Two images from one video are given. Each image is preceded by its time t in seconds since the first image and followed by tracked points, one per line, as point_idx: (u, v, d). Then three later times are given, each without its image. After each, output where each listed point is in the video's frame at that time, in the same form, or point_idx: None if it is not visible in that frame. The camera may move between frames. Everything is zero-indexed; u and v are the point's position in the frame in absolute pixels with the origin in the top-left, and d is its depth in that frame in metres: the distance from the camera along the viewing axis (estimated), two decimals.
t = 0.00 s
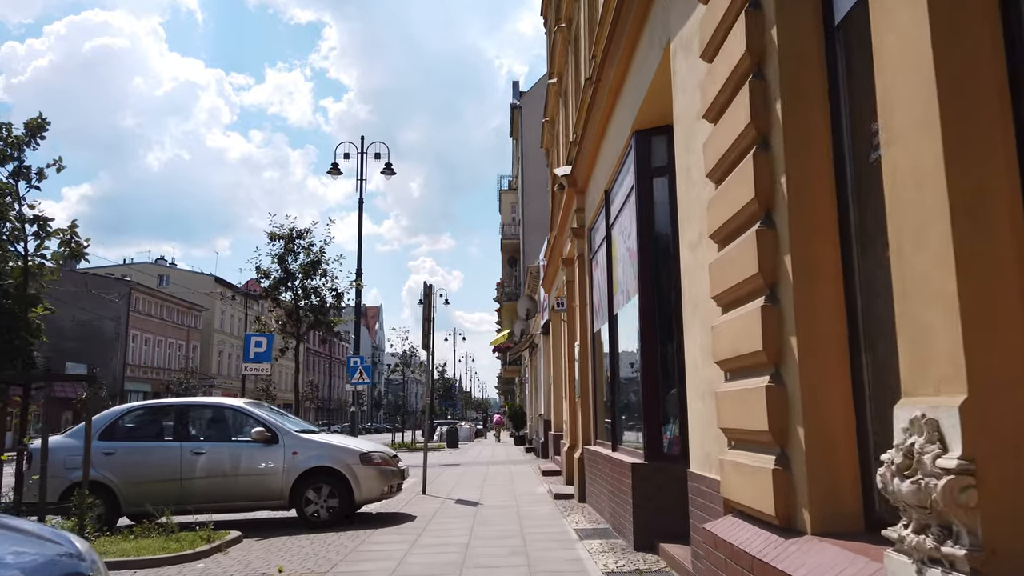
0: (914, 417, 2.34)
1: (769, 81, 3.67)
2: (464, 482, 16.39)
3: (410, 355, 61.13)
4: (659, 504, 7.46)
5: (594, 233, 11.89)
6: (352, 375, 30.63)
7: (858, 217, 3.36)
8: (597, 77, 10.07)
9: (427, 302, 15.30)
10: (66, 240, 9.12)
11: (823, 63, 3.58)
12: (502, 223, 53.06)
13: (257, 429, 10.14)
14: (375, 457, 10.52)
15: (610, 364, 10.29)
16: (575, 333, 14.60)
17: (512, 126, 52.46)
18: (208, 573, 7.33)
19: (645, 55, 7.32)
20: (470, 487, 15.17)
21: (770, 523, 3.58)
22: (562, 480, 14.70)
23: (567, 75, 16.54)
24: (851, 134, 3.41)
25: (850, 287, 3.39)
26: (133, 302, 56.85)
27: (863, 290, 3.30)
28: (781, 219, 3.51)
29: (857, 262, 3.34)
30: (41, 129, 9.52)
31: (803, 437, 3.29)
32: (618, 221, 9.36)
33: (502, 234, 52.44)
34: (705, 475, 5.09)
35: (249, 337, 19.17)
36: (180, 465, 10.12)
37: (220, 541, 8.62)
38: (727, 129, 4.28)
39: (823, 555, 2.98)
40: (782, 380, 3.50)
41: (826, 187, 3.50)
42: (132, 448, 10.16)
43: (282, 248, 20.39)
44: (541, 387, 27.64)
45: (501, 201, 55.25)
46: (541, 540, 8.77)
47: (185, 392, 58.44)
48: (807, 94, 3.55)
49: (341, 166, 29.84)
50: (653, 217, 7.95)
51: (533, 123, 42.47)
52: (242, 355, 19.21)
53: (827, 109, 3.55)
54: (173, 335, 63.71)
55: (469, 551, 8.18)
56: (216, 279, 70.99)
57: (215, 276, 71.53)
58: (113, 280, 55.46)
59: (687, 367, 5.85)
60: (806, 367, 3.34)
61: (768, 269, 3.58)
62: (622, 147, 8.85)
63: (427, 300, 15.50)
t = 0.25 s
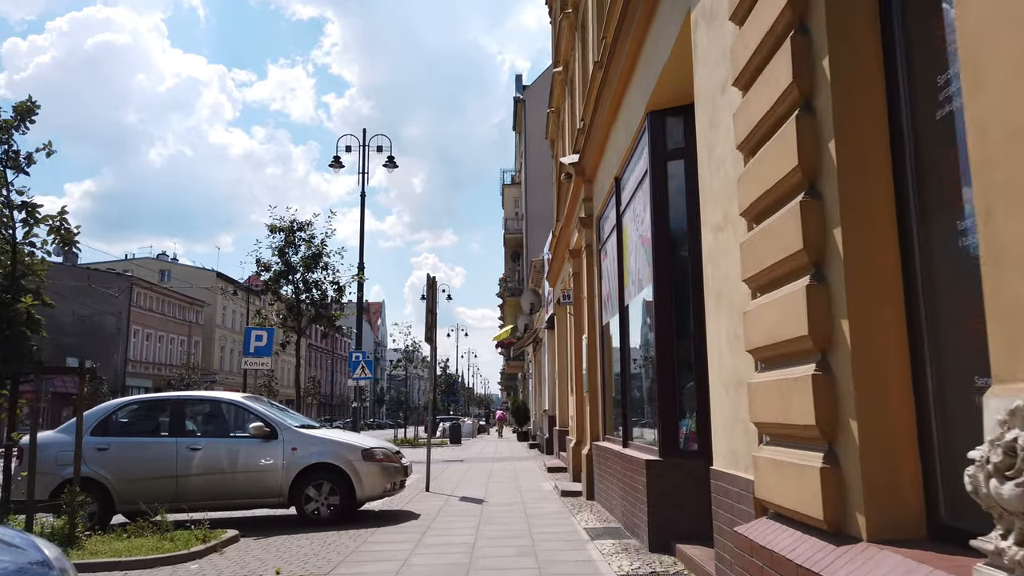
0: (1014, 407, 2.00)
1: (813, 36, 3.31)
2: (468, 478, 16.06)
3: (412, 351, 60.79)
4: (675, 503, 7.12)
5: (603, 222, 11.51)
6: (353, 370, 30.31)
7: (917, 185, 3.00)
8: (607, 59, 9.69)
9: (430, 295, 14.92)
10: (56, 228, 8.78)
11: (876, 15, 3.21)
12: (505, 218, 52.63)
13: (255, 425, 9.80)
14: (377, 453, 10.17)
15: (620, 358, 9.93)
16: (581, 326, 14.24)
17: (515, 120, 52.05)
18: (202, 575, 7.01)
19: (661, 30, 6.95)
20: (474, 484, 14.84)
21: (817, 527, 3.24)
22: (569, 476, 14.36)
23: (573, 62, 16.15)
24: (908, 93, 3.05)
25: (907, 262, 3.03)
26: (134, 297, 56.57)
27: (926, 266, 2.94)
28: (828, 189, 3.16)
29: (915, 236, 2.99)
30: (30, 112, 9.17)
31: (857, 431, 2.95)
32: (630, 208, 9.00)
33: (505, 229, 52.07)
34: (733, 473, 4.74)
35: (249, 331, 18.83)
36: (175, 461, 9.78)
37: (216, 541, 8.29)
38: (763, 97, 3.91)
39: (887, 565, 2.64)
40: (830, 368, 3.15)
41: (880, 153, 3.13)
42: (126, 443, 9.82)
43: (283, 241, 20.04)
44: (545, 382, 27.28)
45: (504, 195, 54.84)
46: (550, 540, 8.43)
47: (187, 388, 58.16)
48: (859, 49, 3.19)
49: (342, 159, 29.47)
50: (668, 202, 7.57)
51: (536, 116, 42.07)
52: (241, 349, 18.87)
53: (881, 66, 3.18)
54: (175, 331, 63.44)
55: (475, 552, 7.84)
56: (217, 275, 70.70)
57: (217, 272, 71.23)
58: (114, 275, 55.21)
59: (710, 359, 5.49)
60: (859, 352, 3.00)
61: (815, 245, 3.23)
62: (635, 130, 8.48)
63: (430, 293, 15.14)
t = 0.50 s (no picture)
0: None
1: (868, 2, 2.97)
2: (472, 479, 15.75)
3: (415, 347, 60.51)
4: (692, 509, 6.78)
5: (613, 217, 11.16)
6: (355, 367, 30.02)
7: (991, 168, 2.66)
8: (618, 46, 9.32)
9: (433, 292, 14.59)
10: (45, 221, 8.45)
11: None
12: (508, 214, 52.26)
13: (253, 426, 9.48)
14: (380, 455, 9.84)
15: (631, 357, 9.58)
16: (589, 324, 13.90)
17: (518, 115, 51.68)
18: None
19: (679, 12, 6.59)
20: (479, 484, 14.53)
21: (872, 551, 2.91)
22: (576, 477, 14.05)
23: (580, 53, 15.81)
24: (981, 63, 2.70)
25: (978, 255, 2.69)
26: (136, 293, 56.32)
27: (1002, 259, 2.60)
28: (889, 173, 2.82)
29: (989, 225, 2.64)
30: (20, 101, 8.83)
31: (922, 445, 2.61)
32: (642, 201, 8.65)
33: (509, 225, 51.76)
34: (762, 484, 4.40)
35: (250, 327, 18.53)
36: (171, 463, 9.46)
37: (211, 547, 7.98)
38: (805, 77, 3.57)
39: None
40: (889, 374, 2.81)
41: (949, 132, 2.78)
42: (121, 445, 9.50)
43: (284, 236, 19.72)
44: (549, 380, 26.98)
45: (507, 190, 54.51)
46: (559, 547, 8.11)
47: (189, 385, 57.93)
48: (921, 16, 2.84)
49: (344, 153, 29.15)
50: (684, 194, 7.21)
51: (540, 111, 41.71)
52: (242, 346, 18.57)
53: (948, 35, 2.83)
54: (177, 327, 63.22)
55: (482, 559, 7.52)
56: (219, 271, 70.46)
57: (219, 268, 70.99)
58: (115, 272, 54.98)
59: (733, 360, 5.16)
60: (924, 356, 2.66)
61: (870, 236, 2.89)
62: (648, 119, 8.13)
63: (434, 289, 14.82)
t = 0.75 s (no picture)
0: None
1: None
2: (474, 479, 15.41)
3: (417, 347, 60.19)
4: (706, 510, 6.45)
5: (619, 208, 10.80)
6: (356, 366, 29.71)
7: None
8: (624, 29, 8.96)
9: (434, 287, 14.24)
10: (28, 210, 8.12)
11: None
12: (511, 212, 51.88)
13: (247, 423, 9.15)
14: (378, 454, 9.50)
15: (639, 353, 9.23)
16: (593, 320, 13.54)
17: (520, 113, 51.41)
18: None
19: None
20: (481, 484, 14.18)
21: (927, 559, 2.57)
22: (580, 477, 13.70)
23: (584, 45, 15.47)
24: None
25: None
26: (136, 292, 56.01)
27: None
28: (945, 128, 2.48)
29: None
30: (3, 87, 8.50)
31: (989, 437, 2.27)
32: (651, 189, 8.31)
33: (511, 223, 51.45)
34: (788, 483, 4.05)
35: (247, 325, 18.21)
36: (161, 462, 9.13)
37: (200, 551, 7.63)
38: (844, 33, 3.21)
39: None
40: (946, 357, 2.48)
41: (1016, 80, 2.43)
42: (110, 443, 9.18)
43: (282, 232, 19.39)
44: (552, 378, 26.63)
45: (509, 188, 54.18)
46: (565, 550, 7.77)
47: (189, 384, 57.62)
48: None
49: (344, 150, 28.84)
50: (697, 179, 6.86)
51: (542, 108, 41.39)
52: (239, 344, 18.25)
53: None
54: (177, 326, 62.95)
55: (484, 563, 7.19)
56: (220, 270, 70.18)
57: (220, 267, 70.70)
58: (115, 271, 54.68)
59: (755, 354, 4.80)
60: (990, 337, 2.32)
61: (923, 201, 2.55)
62: (658, 103, 7.78)
63: (435, 285, 14.49)
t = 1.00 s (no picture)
0: None
1: None
2: (475, 482, 15.04)
3: (418, 347, 59.80)
4: (721, 519, 6.06)
5: (625, 202, 10.40)
6: (356, 366, 29.35)
7: None
8: (631, 15, 8.57)
9: (433, 285, 13.86)
10: (7, 203, 7.76)
11: None
12: (513, 211, 51.43)
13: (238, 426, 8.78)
14: (374, 458, 9.13)
15: (646, 352, 8.83)
16: (598, 319, 13.14)
17: (522, 111, 51.04)
18: None
19: None
20: (482, 488, 13.81)
21: None
22: (584, 480, 13.32)
23: (587, 37, 15.10)
24: None
25: None
26: (136, 292, 55.66)
27: None
28: None
29: None
30: None
31: None
32: (659, 181, 7.94)
33: (512, 222, 51.06)
34: (821, 497, 3.66)
35: (244, 324, 17.84)
36: (149, 467, 8.76)
37: (186, 561, 7.26)
38: None
39: None
40: None
41: None
42: (96, 447, 8.81)
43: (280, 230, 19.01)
44: (555, 379, 26.26)
45: (510, 187, 53.79)
46: (570, 559, 7.40)
47: (190, 385, 57.25)
48: None
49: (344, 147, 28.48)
50: (709, 168, 6.47)
51: (544, 106, 41.02)
52: (236, 344, 17.88)
53: None
54: (178, 327, 62.65)
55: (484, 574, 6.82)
56: (221, 270, 69.87)
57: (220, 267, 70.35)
58: (115, 270, 54.34)
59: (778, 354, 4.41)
60: None
61: (997, 172, 2.28)
62: (667, 90, 7.41)
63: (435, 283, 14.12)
